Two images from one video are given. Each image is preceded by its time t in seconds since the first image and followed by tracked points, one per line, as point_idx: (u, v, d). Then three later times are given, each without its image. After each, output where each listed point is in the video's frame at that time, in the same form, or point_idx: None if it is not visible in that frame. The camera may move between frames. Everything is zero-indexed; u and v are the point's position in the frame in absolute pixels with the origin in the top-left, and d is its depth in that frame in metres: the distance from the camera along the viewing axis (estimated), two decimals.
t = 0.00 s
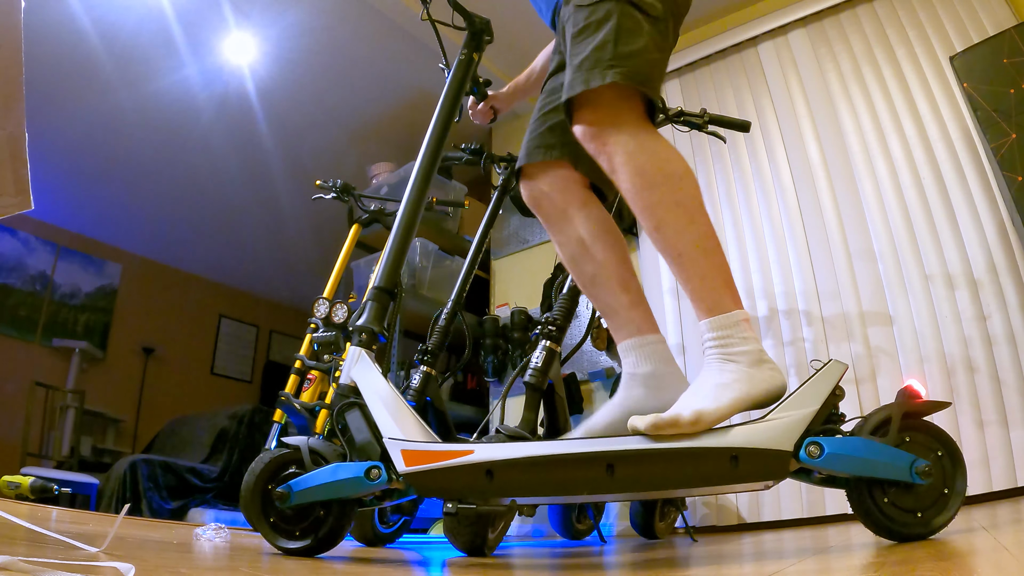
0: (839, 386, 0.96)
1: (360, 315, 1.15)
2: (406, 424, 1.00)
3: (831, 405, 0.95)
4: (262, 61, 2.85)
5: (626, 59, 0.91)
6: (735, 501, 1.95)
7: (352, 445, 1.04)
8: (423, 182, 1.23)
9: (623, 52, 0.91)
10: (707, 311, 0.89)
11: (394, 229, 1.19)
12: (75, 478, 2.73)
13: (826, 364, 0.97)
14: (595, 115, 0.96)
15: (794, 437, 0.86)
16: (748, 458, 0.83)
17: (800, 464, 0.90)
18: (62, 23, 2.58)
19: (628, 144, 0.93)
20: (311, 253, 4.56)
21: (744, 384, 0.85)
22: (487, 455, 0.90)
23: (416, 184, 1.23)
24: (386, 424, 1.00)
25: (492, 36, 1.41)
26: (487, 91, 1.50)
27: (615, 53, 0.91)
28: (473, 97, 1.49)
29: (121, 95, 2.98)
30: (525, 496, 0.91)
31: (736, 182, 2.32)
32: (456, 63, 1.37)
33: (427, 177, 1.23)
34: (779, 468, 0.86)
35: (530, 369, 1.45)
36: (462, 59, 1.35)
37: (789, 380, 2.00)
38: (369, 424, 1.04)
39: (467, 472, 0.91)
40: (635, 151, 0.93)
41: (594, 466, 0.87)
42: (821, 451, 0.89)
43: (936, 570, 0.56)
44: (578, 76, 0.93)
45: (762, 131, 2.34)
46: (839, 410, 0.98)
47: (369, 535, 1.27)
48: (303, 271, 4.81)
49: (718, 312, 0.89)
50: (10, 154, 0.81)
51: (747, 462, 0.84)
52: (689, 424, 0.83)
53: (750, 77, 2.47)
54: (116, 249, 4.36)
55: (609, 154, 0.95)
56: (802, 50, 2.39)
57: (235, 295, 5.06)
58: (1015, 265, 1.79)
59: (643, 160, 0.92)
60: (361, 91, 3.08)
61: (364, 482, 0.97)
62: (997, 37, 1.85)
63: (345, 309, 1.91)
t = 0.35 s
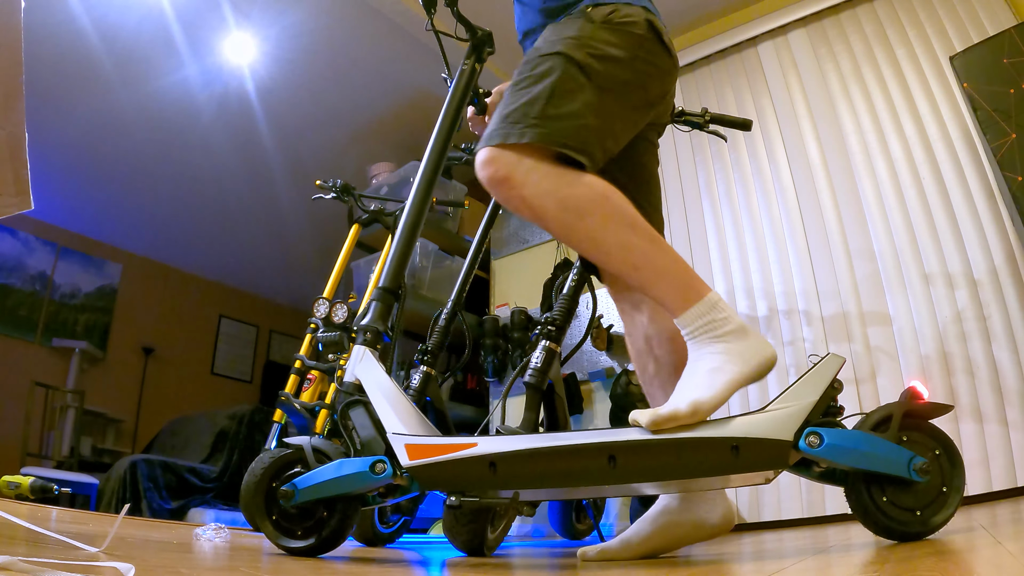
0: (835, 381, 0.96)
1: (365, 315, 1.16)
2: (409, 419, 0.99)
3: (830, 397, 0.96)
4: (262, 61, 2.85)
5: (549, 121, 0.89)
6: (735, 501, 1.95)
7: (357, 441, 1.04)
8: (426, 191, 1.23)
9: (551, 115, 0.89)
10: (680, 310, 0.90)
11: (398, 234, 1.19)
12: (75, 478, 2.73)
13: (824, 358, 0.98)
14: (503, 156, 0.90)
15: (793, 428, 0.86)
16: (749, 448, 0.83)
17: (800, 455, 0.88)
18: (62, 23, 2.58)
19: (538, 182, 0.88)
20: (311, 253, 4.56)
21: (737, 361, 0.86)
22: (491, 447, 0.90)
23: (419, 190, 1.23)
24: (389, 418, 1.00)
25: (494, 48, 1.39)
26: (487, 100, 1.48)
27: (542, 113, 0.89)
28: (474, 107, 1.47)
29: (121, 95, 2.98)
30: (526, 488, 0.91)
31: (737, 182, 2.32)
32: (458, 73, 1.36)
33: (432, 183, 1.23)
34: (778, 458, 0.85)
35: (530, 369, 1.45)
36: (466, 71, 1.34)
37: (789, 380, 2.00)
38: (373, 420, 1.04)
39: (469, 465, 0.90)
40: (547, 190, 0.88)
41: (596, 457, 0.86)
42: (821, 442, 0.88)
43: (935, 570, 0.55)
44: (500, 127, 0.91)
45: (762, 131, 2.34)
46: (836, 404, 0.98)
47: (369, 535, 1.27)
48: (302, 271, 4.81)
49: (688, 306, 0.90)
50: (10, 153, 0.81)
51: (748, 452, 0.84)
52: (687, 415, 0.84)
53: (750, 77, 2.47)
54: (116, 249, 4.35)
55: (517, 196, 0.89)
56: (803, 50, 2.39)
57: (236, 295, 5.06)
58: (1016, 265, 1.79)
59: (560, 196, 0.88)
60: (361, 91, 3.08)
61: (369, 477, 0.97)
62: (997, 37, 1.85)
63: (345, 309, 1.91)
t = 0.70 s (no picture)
0: (836, 379, 0.96)
1: (358, 310, 1.15)
2: (405, 418, 0.99)
3: (829, 396, 0.96)
4: (262, 61, 2.85)
5: (503, 143, 0.87)
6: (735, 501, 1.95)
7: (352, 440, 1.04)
8: (416, 182, 1.22)
9: (502, 137, 0.88)
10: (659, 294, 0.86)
11: (388, 229, 1.19)
12: (75, 479, 2.72)
13: (824, 354, 0.98)
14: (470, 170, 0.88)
15: (792, 429, 0.86)
16: (746, 451, 0.83)
17: (799, 455, 0.89)
18: (62, 22, 2.58)
19: (502, 192, 0.86)
20: (310, 253, 4.55)
21: (722, 343, 0.83)
22: (487, 448, 0.90)
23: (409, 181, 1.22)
24: (385, 418, 1.00)
25: (486, 30, 1.38)
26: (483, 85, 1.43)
27: (498, 136, 0.88)
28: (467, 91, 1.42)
29: (121, 95, 2.98)
30: (522, 489, 0.90)
31: (736, 182, 2.32)
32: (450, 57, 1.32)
33: (421, 175, 1.22)
34: (776, 458, 0.85)
35: (530, 369, 1.44)
36: (458, 54, 1.31)
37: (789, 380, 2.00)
38: (368, 419, 1.04)
39: (466, 467, 0.90)
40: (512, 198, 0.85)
41: (592, 459, 0.86)
42: (819, 442, 0.89)
43: (934, 569, 0.55)
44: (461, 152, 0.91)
45: (762, 131, 2.34)
46: (835, 401, 0.97)
47: (369, 535, 1.26)
48: (302, 271, 4.81)
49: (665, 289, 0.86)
50: (11, 153, 0.81)
51: (745, 454, 0.84)
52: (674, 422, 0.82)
53: (750, 78, 2.47)
54: (116, 249, 4.35)
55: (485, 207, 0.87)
56: (803, 50, 2.39)
57: (235, 295, 5.06)
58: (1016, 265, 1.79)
59: (525, 199, 0.85)
60: (360, 90, 3.08)
61: (363, 477, 0.97)
62: (997, 37, 1.85)
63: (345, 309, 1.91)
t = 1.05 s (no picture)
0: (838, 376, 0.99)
1: (350, 305, 1.14)
2: (403, 420, 0.99)
3: (831, 393, 0.97)
4: (262, 61, 2.85)
5: (632, 125, 0.71)
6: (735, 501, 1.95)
7: (345, 439, 1.04)
8: (410, 164, 1.21)
9: (629, 117, 0.72)
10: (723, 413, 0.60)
11: (379, 219, 1.16)
12: (75, 479, 2.72)
13: (826, 352, 1.01)
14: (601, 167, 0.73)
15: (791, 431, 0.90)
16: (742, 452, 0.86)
17: (798, 454, 0.90)
18: (62, 22, 2.58)
19: (645, 200, 0.70)
20: (311, 253, 4.56)
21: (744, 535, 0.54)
22: (485, 451, 0.89)
23: (402, 166, 1.20)
24: (381, 419, 1.00)
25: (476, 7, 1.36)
26: (474, 61, 1.42)
27: (620, 117, 0.72)
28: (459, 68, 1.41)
29: (121, 95, 2.98)
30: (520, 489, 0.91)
31: (736, 183, 2.33)
32: (440, 37, 1.32)
33: (413, 162, 1.21)
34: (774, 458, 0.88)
35: (530, 369, 1.44)
36: (447, 34, 1.30)
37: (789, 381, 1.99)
38: (363, 417, 1.04)
39: (464, 469, 0.90)
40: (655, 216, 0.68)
41: (591, 461, 0.87)
42: (821, 444, 0.90)
43: (935, 570, 0.55)
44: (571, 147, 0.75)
45: (762, 131, 2.34)
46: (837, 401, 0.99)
47: (369, 535, 1.26)
48: (302, 272, 4.81)
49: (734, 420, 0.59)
50: (10, 153, 0.81)
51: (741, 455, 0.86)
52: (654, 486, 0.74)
53: (750, 77, 2.47)
54: (116, 249, 4.35)
55: (620, 210, 0.71)
56: (803, 50, 2.39)
57: (236, 295, 5.06)
58: (1016, 265, 1.79)
59: (668, 229, 0.67)
60: (361, 91, 3.08)
61: (361, 479, 0.98)
62: (996, 37, 1.85)
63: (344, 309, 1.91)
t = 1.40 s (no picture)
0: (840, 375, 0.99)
1: (349, 303, 1.14)
2: (402, 420, 0.99)
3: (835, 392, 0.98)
4: (262, 61, 2.85)
5: (705, 94, 0.71)
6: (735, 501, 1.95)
7: (344, 439, 1.04)
8: (406, 159, 1.20)
9: (703, 83, 0.72)
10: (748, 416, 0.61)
11: (376, 217, 1.16)
12: (75, 479, 2.72)
13: (829, 351, 1.02)
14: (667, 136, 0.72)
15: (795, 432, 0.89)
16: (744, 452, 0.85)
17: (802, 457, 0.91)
18: (62, 22, 2.58)
19: (707, 182, 0.70)
20: (311, 254, 4.56)
21: (746, 544, 0.56)
22: (484, 452, 0.89)
23: (398, 161, 1.20)
24: (380, 419, 1.00)
25: None
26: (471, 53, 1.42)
27: (694, 83, 0.71)
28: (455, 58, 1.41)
29: (121, 95, 2.98)
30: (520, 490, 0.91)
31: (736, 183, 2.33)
32: (435, 28, 1.31)
33: (409, 159, 1.20)
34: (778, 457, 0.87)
35: (530, 369, 1.45)
36: (442, 25, 1.29)
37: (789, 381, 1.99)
38: (362, 417, 1.04)
39: (464, 471, 0.90)
40: (714, 205, 0.68)
41: (592, 462, 0.86)
42: (824, 445, 0.91)
43: (935, 570, 0.55)
44: (636, 104, 0.73)
45: (762, 131, 2.34)
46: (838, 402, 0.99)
47: (369, 535, 1.26)
48: (303, 272, 4.81)
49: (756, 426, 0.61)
50: (10, 153, 0.81)
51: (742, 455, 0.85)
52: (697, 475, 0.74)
53: (750, 77, 2.47)
54: (116, 249, 4.35)
55: (678, 186, 0.71)
56: (802, 50, 2.39)
57: (236, 295, 5.06)
58: (1016, 265, 1.79)
59: (720, 221, 0.67)
60: (361, 91, 3.08)
61: (360, 480, 0.98)
62: (996, 37, 1.85)
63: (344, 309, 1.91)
